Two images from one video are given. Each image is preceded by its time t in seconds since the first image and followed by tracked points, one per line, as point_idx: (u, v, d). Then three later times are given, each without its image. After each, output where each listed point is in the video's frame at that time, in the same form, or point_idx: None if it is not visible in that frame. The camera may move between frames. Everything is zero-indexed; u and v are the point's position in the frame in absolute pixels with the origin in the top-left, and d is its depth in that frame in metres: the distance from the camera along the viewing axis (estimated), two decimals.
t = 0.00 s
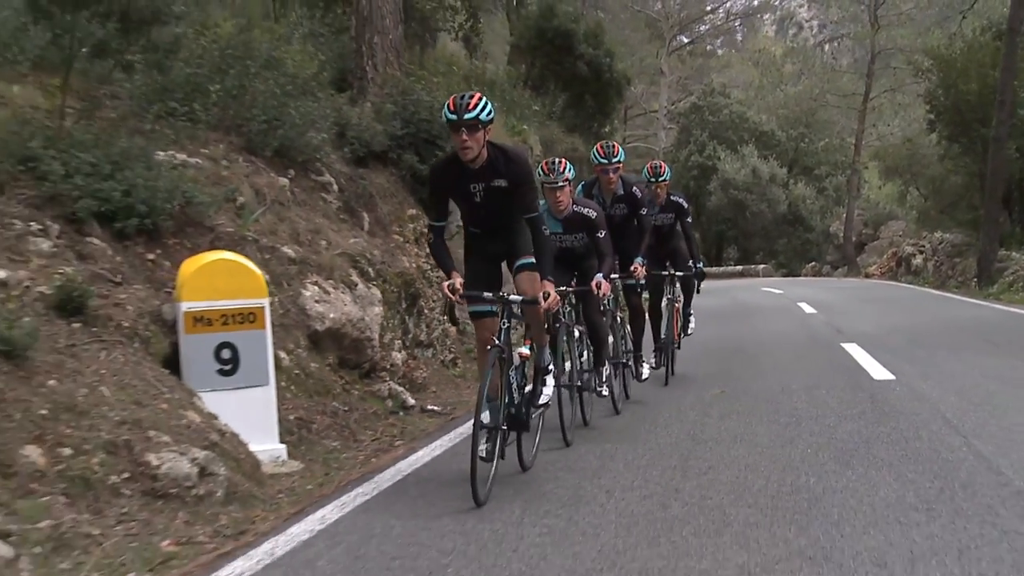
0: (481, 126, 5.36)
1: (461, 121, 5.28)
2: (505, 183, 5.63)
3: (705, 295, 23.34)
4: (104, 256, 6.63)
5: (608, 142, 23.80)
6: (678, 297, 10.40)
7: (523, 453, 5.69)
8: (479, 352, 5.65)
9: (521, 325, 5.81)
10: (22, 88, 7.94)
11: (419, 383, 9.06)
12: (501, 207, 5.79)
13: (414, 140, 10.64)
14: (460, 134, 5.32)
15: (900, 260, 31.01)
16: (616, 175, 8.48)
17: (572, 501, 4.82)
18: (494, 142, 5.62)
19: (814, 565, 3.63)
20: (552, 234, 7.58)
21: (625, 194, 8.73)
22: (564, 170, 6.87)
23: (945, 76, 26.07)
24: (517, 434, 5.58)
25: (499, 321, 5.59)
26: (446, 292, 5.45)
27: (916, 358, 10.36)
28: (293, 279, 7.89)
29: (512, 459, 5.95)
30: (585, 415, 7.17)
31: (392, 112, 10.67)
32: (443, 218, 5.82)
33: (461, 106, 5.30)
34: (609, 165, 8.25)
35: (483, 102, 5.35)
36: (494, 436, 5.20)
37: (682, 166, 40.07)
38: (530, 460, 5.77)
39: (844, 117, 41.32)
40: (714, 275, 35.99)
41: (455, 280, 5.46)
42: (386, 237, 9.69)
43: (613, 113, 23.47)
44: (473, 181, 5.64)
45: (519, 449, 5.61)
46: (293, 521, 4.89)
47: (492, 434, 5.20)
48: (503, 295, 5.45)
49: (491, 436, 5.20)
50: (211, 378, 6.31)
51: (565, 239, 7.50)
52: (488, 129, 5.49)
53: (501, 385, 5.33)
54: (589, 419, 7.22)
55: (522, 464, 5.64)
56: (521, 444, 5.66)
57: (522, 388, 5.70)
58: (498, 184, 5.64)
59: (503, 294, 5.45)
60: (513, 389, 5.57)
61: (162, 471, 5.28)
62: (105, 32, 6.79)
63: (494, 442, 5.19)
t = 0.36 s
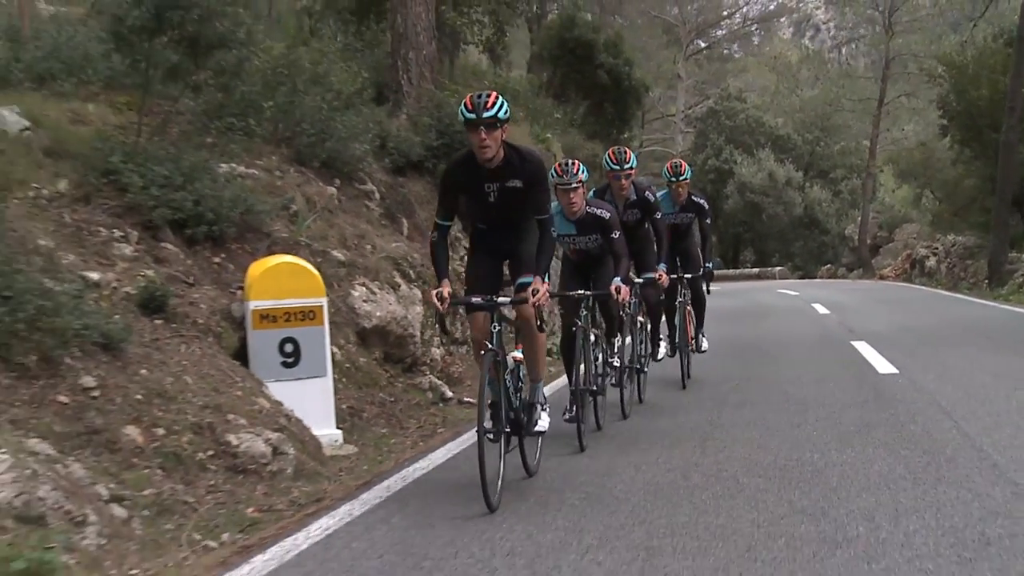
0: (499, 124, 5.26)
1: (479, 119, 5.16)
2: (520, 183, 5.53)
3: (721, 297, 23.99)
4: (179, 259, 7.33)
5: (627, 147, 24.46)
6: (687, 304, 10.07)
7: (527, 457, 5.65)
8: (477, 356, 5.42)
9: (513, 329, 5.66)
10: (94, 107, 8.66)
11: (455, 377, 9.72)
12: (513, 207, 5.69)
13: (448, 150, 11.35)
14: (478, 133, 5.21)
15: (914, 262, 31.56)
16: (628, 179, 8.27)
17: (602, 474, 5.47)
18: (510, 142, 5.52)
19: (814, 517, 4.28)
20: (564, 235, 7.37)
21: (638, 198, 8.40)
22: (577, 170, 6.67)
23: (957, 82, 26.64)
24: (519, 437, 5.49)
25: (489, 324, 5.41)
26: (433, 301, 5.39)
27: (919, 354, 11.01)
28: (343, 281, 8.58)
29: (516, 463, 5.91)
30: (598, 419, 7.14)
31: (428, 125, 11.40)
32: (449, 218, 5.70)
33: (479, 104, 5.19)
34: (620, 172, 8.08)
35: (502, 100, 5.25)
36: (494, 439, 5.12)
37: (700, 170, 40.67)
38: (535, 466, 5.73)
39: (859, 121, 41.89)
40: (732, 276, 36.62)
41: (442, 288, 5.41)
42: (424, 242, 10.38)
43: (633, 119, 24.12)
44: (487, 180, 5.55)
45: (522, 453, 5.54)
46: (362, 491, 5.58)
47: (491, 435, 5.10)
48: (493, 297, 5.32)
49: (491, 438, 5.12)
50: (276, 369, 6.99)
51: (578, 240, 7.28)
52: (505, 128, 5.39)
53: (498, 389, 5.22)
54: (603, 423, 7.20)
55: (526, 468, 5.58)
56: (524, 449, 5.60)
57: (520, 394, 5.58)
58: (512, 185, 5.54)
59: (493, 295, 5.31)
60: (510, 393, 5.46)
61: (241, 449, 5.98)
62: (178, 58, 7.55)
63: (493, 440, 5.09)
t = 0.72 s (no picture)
0: (503, 133, 5.07)
1: (482, 128, 4.99)
2: (525, 193, 5.35)
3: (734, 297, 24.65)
4: (236, 260, 8.03)
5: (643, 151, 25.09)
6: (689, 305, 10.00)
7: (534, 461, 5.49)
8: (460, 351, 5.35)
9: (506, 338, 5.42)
10: (152, 120, 9.33)
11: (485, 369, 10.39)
12: (519, 217, 5.51)
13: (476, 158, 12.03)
14: (483, 141, 5.06)
15: (924, 263, 32.13)
16: (642, 179, 8.09)
17: (622, 454, 6.08)
18: (516, 151, 5.34)
19: (811, 483, 4.92)
20: (574, 238, 7.15)
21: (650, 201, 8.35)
22: (591, 173, 6.47)
23: (965, 86, 27.22)
24: (517, 441, 5.34)
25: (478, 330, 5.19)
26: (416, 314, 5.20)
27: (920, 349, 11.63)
28: (382, 281, 9.27)
29: (519, 472, 5.78)
30: (609, 421, 6.98)
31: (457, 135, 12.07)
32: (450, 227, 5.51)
33: (482, 113, 5.02)
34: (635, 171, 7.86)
35: (505, 109, 5.07)
36: (492, 442, 4.97)
37: (713, 172, 41.24)
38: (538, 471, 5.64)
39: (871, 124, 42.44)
40: (745, 276, 37.19)
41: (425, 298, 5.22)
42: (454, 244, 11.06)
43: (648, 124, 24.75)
44: (493, 190, 5.37)
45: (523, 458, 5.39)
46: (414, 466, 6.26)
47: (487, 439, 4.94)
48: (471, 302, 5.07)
49: (490, 440, 4.99)
50: (327, 360, 7.61)
51: (589, 244, 7.05)
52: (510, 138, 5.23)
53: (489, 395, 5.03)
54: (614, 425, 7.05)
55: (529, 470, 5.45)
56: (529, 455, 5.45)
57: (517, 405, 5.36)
58: (518, 194, 5.36)
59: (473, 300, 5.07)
60: (506, 400, 5.26)
61: (301, 431, 6.62)
62: (234, 77, 8.28)
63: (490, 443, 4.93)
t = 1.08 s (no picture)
0: (494, 126, 5.02)
1: (472, 122, 4.96)
2: (519, 187, 5.24)
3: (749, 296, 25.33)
4: (286, 263, 8.68)
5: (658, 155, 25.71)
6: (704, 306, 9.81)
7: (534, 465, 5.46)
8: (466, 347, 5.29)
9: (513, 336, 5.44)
10: (203, 133, 10.01)
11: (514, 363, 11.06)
12: (515, 212, 5.39)
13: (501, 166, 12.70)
14: (472, 135, 4.98)
15: (936, 263, 32.67)
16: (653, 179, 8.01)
17: (646, 437, 6.71)
18: (509, 145, 5.25)
19: (810, 458, 5.56)
20: (580, 239, 6.80)
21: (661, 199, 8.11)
22: (598, 173, 6.18)
23: (974, 89, 27.74)
24: (522, 445, 5.28)
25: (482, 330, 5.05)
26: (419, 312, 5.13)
27: (926, 345, 12.27)
28: (417, 280, 9.94)
29: (524, 477, 5.68)
30: (620, 424, 6.82)
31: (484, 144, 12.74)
32: (446, 224, 5.39)
33: (471, 107, 4.97)
34: (646, 168, 7.81)
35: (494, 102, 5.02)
36: (491, 445, 4.83)
37: (727, 174, 41.81)
38: (542, 472, 5.56)
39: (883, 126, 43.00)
40: (759, 277, 37.78)
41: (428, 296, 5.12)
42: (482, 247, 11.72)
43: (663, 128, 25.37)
44: (486, 185, 5.27)
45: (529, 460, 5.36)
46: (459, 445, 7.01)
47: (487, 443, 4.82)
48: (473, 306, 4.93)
49: (490, 444, 4.85)
50: (371, 354, 8.26)
51: (597, 246, 6.69)
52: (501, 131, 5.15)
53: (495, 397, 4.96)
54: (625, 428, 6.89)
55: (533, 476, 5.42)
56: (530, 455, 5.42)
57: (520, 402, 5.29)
58: (511, 188, 5.25)
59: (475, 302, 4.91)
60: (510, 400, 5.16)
61: (352, 418, 7.24)
62: (283, 93, 9.01)
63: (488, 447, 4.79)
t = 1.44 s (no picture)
0: (486, 131, 5.09)
1: (465, 127, 5.03)
2: (510, 191, 5.34)
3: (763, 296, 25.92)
4: (329, 263, 9.32)
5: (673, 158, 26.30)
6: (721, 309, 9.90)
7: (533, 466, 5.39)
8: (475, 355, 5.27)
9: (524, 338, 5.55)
10: (248, 142, 10.68)
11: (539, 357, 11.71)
12: (510, 216, 5.50)
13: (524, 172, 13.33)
14: (465, 141, 5.06)
15: (948, 263, 33.17)
16: (659, 185, 8.08)
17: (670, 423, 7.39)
18: (501, 150, 5.33)
19: (812, 438, 6.19)
20: (586, 244, 7.05)
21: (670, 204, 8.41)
22: (601, 178, 6.40)
23: (986, 92, 28.17)
24: (524, 448, 5.29)
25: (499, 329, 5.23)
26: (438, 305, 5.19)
27: (931, 341, 12.85)
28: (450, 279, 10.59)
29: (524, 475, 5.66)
30: (625, 427, 6.80)
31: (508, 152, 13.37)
32: (445, 228, 5.54)
33: (464, 112, 5.04)
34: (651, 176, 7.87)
35: (487, 107, 5.09)
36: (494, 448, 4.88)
37: (741, 176, 42.35)
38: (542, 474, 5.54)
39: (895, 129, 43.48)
40: (773, 277, 38.36)
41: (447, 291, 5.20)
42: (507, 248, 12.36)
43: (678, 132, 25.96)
44: (477, 190, 5.38)
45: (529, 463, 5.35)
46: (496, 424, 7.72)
47: (486, 446, 4.86)
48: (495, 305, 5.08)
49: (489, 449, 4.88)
50: (410, 347, 8.89)
51: (602, 249, 6.95)
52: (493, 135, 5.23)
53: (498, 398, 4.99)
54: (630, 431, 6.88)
55: (530, 477, 5.34)
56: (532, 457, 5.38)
57: (527, 399, 5.37)
58: (503, 193, 5.35)
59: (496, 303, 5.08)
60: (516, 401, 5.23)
61: (394, 406, 7.89)
62: (326, 106, 9.68)
63: (483, 453, 4.80)
